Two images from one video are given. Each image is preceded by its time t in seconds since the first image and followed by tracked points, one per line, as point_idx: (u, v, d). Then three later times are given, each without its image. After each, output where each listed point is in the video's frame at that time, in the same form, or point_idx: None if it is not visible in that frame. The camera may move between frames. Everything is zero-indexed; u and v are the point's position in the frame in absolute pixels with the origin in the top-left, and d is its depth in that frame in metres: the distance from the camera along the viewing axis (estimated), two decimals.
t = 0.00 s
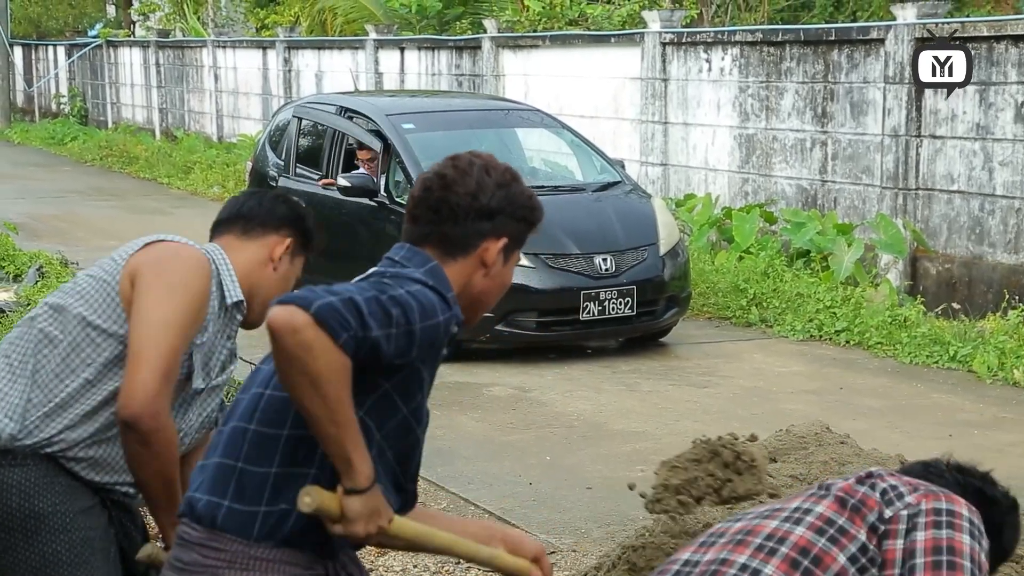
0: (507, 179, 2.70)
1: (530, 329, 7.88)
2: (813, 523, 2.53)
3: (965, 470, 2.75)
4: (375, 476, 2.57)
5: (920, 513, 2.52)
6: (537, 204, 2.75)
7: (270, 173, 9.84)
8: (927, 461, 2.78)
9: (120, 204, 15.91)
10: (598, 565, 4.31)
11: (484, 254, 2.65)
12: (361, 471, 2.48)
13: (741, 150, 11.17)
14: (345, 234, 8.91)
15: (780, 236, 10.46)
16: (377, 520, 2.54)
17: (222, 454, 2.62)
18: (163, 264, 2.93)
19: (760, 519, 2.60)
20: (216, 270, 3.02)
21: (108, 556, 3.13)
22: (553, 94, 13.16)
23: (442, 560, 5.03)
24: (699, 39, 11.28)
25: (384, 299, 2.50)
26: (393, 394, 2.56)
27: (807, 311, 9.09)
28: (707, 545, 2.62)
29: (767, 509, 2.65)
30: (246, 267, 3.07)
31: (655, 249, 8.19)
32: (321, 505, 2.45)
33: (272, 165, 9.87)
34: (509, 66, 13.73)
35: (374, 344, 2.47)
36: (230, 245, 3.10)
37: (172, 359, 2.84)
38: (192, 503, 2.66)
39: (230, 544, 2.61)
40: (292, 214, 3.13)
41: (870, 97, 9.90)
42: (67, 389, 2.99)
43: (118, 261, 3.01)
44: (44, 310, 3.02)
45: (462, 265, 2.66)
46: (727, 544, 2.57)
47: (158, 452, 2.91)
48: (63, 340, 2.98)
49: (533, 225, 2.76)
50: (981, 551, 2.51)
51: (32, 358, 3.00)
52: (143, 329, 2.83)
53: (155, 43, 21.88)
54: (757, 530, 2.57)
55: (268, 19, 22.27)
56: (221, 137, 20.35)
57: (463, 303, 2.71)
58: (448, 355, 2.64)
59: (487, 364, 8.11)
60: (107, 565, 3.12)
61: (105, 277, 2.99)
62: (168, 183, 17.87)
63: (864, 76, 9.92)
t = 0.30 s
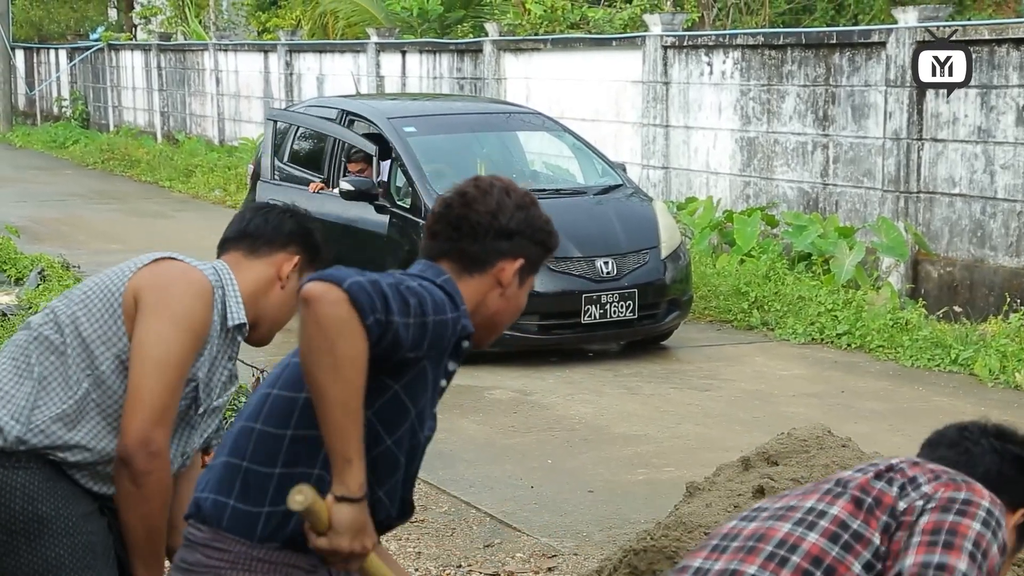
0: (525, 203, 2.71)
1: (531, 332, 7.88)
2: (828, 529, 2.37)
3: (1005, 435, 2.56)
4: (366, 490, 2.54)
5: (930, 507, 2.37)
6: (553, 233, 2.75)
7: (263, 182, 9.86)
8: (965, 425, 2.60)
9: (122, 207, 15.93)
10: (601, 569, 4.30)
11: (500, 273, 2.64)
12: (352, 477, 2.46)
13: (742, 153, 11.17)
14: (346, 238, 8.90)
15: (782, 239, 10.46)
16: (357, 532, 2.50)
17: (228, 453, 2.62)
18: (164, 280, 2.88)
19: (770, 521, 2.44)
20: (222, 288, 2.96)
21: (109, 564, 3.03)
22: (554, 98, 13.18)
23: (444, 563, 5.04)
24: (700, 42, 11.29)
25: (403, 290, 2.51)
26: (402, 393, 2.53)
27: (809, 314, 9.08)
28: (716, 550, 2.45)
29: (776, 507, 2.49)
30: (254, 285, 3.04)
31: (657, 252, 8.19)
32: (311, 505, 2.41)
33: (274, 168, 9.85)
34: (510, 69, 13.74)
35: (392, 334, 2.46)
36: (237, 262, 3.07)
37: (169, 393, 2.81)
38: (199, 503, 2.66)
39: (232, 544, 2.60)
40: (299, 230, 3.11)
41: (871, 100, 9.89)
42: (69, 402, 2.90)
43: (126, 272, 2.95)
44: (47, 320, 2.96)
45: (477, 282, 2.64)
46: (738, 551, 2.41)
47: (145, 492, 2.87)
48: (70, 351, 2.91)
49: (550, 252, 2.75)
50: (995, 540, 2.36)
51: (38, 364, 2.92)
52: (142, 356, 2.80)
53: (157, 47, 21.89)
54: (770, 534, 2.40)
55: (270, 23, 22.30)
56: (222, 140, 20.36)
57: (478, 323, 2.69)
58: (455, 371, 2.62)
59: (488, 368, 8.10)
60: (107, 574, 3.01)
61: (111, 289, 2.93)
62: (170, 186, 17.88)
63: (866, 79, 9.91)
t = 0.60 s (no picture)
0: (554, 319, 2.66)
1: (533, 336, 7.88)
2: (818, 504, 2.24)
3: (999, 346, 2.34)
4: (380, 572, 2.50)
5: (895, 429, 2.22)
6: (580, 350, 2.69)
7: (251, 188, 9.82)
8: (954, 334, 2.38)
9: (122, 211, 15.93)
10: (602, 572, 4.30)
11: (524, 386, 2.58)
12: None
13: (743, 157, 11.17)
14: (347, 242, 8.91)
15: (783, 243, 10.46)
16: None
17: (239, 478, 2.58)
18: (187, 288, 2.93)
19: (759, 507, 2.31)
20: (235, 283, 3.01)
21: (129, 564, 3.11)
22: (555, 101, 13.18)
23: (445, 568, 5.04)
24: (701, 46, 11.29)
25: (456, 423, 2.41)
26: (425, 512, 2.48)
27: (809, 318, 9.08)
28: (712, 546, 2.36)
29: (762, 485, 2.36)
30: (264, 274, 3.09)
31: (657, 256, 8.19)
32: None
33: (275, 172, 9.76)
34: (511, 73, 13.74)
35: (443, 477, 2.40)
36: (248, 251, 3.11)
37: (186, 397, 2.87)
38: (192, 525, 2.59)
39: (221, 557, 2.52)
40: (313, 222, 3.17)
41: (871, 104, 9.89)
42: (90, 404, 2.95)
43: (146, 273, 2.99)
44: (64, 318, 2.98)
45: (502, 395, 2.58)
46: (734, 546, 2.31)
47: (161, 493, 2.93)
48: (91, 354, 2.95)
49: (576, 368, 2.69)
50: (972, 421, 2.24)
51: (58, 366, 2.94)
52: (160, 361, 2.86)
53: (158, 51, 21.90)
54: (763, 522, 2.28)
55: (270, 26, 22.32)
56: (223, 143, 20.38)
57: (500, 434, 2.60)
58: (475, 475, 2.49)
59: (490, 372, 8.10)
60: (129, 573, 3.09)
61: (131, 292, 2.97)
62: (171, 190, 17.88)
63: (866, 83, 9.91)
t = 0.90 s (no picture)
0: (563, 330, 2.70)
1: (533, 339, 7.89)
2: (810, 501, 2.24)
3: (981, 302, 2.44)
4: None
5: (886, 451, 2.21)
6: (590, 359, 2.72)
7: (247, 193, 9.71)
8: (939, 290, 2.48)
9: (123, 214, 15.93)
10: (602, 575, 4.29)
11: (531, 397, 2.61)
12: None
13: (743, 160, 11.17)
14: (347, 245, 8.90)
15: (784, 246, 10.45)
16: None
17: (230, 482, 2.59)
18: (208, 271, 2.96)
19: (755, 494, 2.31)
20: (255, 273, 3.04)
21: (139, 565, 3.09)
22: (556, 104, 13.17)
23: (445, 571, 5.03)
24: (701, 49, 11.29)
25: (414, 467, 2.42)
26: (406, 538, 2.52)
27: (810, 321, 9.08)
28: (711, 532, 2.35)
29: (757, 468, 2.35)
30: (283, 276, 3.11)
31: (658, 259, 8.18)
32: None
33: (275, 175, 9.71)
34: (511, 76, 13.75)
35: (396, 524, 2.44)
36: (266, 253, 3.13)
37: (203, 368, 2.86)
38: (184, 527, 2.61)
39: (207, 563, 2.54)
40: (329, 226, 3.18)
41: (871, 107, 9.89)
42: (105, 401, 2.93)
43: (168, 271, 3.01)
44: (87, 317, 2.99)
45: (509, 403, 2.60)
46: (729, 534, 2.31)
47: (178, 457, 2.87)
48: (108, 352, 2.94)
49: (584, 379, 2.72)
50: (966, 443, 2.21)
51: (76, 363, 2.95)
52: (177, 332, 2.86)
53: (158, 54, 21.91)
54: (757, 511, 2.29)
55: (271, 29, 22.31)
56: (224, 147, 20.38)
57: (507, 443, 2.63)
58: (473, 487, 2.56)
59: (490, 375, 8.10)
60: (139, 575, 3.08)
61: (154, 289, 2.99)
62: (171, 193, 17.87)
63: (866, 86, 9.91)
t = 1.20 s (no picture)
0: (550, 287, 2.73)
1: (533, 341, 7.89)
2: (834, 518, 2.24)
3: (985, 273, 2.37)
4: None
5: (914, 460, 2.21)
6: (576, 312, 2.77)
7: (246, 191, 9.68)
8: (941, 258, 2.39)
9: (122, 216, 15.92)
10: None
11: (523, 358, 2.65)
12: None
13: (743, 162, 11.17)
14: (348, 248, 8.90)
15: (784, 249, 10.45)
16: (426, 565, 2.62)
17: (229, 476, 2.61)
18: (245, 272, 3.06)
19: (771, 511, 2.30)
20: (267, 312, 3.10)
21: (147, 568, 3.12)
22: (556, 106, 13.17)
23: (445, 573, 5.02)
24: (701, 51, 11.30)
25: (411, 421, 2.46)
26: (414, 497, 2.55)
27: (810, 323, 9.08)
28: (722, 546, 2.35)
29: (767, 479, 2.34)
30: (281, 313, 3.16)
31: (659, 261, 8.19)
32: None
33: (275, 175, 9.71)
34: (511, 78, 13.75)
35: (397, 479, 2.46)
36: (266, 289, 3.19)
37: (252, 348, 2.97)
38: (191, 521, 2.63)
39: (217, 561, 2.58)
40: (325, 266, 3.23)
41: (872, 109, 9.90)
42: (127, 393, 2.99)
43: (201, 278, 3.11)
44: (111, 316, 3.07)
45: (500, 367, 2.65)
46: (749, 554, 2.30)
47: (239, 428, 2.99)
48: (131, 346, 3.01)
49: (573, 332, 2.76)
50: (985, 443, 2.23)
51: (97, 357, 3.00)
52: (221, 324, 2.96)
53: (158, 56, 21.91)
54: (778, 531, 2.28)
55: (271, 31, 22.30)
56: (224, 149, 20.38)
57: (501, 402, 2.69)
58: (470, 453, 2.60)
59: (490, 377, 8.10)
60: None
61: (187, 292, 3.09)
62: (171, 195, 17.87)
63: (866, 88, 9.92)
